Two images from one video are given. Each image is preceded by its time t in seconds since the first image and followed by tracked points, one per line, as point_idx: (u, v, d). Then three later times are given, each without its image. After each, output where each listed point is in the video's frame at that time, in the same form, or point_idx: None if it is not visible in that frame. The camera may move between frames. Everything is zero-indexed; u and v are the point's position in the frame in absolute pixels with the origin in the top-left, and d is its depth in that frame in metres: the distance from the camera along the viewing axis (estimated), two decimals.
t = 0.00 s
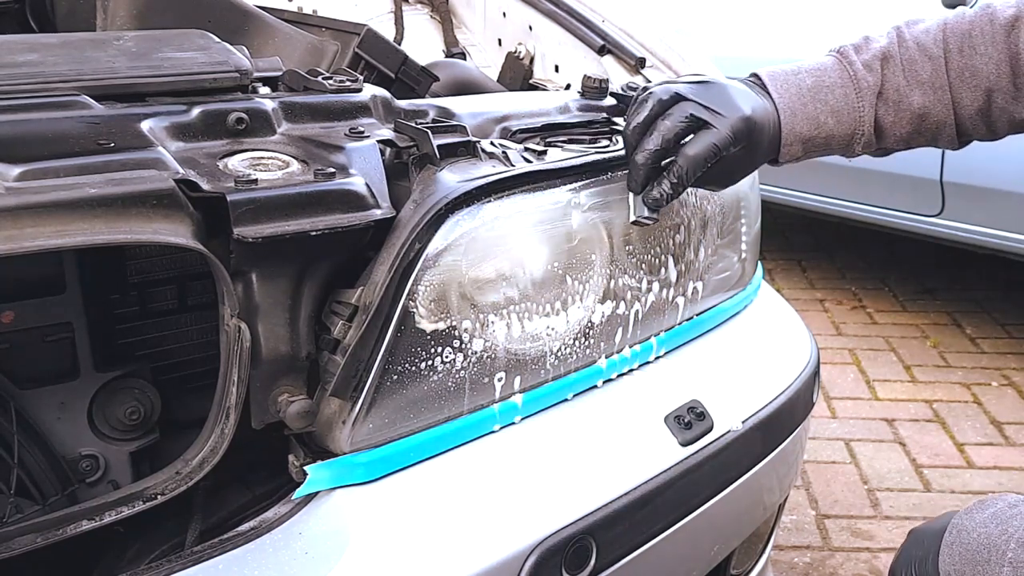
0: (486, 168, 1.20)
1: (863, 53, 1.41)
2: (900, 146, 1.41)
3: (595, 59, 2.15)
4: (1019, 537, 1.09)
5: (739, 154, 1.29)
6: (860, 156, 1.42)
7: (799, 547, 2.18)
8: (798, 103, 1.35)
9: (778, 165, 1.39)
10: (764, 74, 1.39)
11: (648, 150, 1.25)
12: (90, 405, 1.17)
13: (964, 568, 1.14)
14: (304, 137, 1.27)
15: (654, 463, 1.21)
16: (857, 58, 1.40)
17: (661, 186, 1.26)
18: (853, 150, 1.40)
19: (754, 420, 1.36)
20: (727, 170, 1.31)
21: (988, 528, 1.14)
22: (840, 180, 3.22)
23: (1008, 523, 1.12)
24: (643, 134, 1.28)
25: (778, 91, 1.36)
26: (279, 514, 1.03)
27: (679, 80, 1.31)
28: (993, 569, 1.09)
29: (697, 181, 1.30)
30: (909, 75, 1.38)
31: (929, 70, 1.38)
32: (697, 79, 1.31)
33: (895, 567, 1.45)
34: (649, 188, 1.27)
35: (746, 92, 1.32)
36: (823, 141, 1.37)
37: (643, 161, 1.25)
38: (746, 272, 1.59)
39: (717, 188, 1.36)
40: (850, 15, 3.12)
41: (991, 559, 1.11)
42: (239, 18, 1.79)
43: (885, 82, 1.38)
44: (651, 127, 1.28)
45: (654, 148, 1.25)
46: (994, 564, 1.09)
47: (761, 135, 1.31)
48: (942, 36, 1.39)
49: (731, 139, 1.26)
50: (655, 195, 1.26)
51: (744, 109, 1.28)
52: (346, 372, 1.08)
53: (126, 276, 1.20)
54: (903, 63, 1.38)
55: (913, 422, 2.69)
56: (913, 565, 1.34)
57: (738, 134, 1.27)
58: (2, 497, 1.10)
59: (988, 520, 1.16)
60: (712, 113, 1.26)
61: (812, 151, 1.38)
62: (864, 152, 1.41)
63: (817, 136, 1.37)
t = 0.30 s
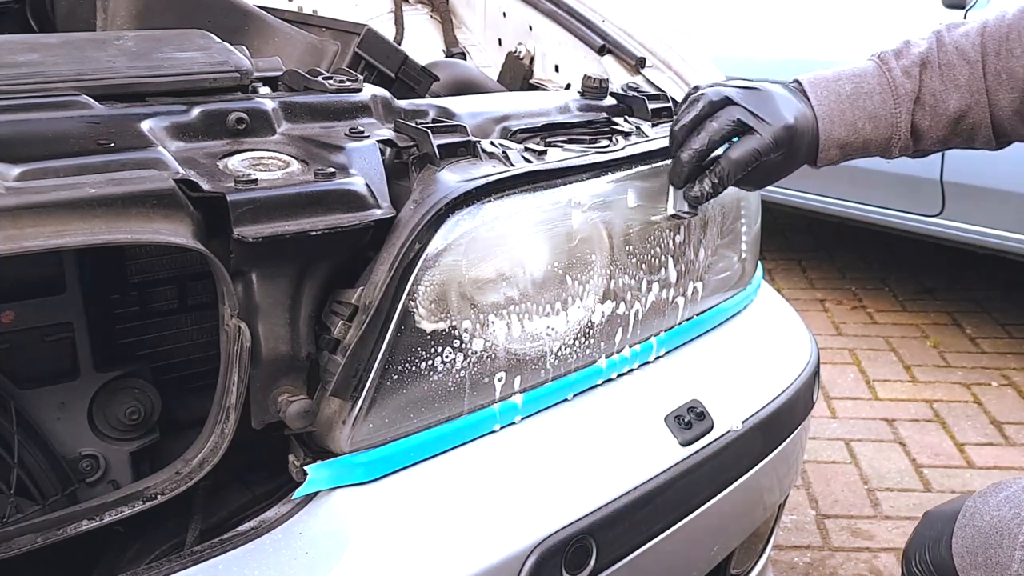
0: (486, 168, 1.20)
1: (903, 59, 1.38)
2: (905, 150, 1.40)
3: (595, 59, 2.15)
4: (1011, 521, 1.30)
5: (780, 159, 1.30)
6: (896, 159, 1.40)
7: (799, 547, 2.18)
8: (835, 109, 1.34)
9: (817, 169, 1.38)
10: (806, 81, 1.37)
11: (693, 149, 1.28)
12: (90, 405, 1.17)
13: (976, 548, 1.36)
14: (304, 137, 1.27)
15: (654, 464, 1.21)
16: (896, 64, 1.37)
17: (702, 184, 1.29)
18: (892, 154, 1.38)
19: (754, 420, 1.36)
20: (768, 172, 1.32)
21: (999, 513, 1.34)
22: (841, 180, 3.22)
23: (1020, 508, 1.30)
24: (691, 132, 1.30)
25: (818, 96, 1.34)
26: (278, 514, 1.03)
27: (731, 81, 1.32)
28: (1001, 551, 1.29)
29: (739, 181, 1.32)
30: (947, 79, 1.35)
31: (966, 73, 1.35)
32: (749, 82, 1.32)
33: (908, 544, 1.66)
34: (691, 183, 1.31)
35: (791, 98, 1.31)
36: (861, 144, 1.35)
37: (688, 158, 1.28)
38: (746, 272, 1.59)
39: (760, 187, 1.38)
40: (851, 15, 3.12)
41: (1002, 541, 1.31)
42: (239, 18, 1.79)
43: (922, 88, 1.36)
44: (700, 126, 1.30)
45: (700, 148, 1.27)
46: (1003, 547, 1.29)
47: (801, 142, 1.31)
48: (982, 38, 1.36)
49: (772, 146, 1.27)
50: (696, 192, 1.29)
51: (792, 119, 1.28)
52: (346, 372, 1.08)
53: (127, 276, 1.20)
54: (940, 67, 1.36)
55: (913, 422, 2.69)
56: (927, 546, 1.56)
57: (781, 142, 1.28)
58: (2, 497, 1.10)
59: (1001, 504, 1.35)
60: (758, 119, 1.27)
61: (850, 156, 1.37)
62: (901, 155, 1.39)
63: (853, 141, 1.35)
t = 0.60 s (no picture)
0: (486, 168, 1.20)
1: (919, 52, 1.43)
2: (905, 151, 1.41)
3: (595, 58, 2.15)
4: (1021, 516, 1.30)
5: (796, 159, 1.38)
6: (914, 150, 1.46)
7: (799, 547, 2.18)
8: (851, 104, 1.41)
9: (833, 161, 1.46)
10: (821, 76, 1.44)
11: (712, 150, 1.34)
12: (90, 405, 1.17)
13: (983, 545, 1.37)
14: (304, 137, 1.27)
15: (654, 463, 1.21)
16: (911, 57, 1.43)
17: (722, 185, 1.36)
18: (909, 144, 1.44)
19: (754, 420, 1.36)
20: (785, 169, 1.40)
21: (1005, 509, 1.35)
22: (841, 180, 3.22)
23: None
24: (709, 134, 1.36)
25: (834, 90, 1.42)
26: (278, 514, 1.03)
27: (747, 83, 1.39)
28: (1010, 547, 1.30)
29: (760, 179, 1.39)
30: (963, 71, 1.40)
31: (983, 66, 1.40)
32: (764, 84, 1.39)
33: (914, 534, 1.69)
34: (711, 183, 1.38)
35: (803, 95, 1.38)
36: (878, 137, 1.42)
37: (707, 160, 1.35)
38: (746, 272, 1.59)
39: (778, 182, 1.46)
40: (851, 15, 3.12)
41: (1008, 537, 1.32)
42: (239, 18, 1.79)
43: (939, 81, 1.41)
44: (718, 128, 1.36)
45: (719, 149, 1.34)
46: (1012, 542, 1.29)
47: (819, 139, 1.38)
48: (998, 30, 1.40)
49: (789, 147, 1.34)
50: (716, 193, 1.37)
51: (808, 118, 1.35)
52: (346, 372, 1.07)
53: (127, 276, 1.20)
54: (957, 60, 1.41)
55: (912, 422, 2.69)
56: (929, 544, 1.57)
57: (798, 142, 1.35)
58: (2, 497, 1.10)
59: (1008, 500, 1.36)
60: (775, 121, 1.34)
61: (867, 148, 1.43)
62: (921, 147, 1.45)
63: (871, 135, 1.41)
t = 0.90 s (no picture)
0: (486, 168, 1.20)
1: (869, 69, 1.39)
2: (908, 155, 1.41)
3: (595, 58, 2.15)
4: (1015, 525, 1.31)
5: (743, 179, 1.31)
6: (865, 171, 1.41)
7: (799, 547, 2.18)
8: (803, 121, 1.35)
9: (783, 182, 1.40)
10: (768, 90, 1.39)
11: (652, 170, 1.26)
12: (90, 405, 1.17)
13: (978, 555, 1.36)
14: (304, 137, 1.27)
15: (654, 464, 1.21)
16: (862, 74, 1.38)
17: (663, 207, 1.27)
18: (860, 166, 1.39)
19: (754, 420, 1.36)
20: (730, 192, 1.33)
21: (1001, 519, 1.35)
22: (841, 180, 3.22)
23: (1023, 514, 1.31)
24: (648, 151, 1.28)
25: (785, 106, 1.36)
26: (279, 514, 1.03)
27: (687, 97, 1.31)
28: (1004, 556, 1.30)
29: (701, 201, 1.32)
30: (916, 89, 1.36)
31: (934, 85, 1.37)
32: (706, 99, 1.32)
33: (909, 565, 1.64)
34: (650, 205, 1.29)
35: (749, 111, 1.32)
36: (830, 157, 1.36)
37: (646, 180, 1.26)
38: (746, 272, 1.59)
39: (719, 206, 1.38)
40: (851, 15, 3.12)
41: (1004, 548, 1.32)
42: (239, 18, 1.78)
43: (891, 98, 1.37)
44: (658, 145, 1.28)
45: (659, 168, 1.25)
46: (1007, 551, 1.29)
47: (765, 159, 1.32)
48: (948, 48, 1.38)
49: (735, 167, 1.28)
50: (656, 215, 1.28)
51: (752, 137, 1.29)
52: (346, 372, 1.07)
53: (127, 275, 1.20)
54: (908, 78, 1.37)
55: (912, 422, 2.69)
56: (929, 560, 1.54)
57: (743, 161, 1.29)
58: (2, 497, 1.10)
59: (1003, 511, 1.36)
60: (718, 139, 1.27)
61: (818, 168, 1.38)
62: (871, 168, 1.40)
63: (823, 154, 1.36)
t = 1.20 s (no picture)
0: (486, 168, 1.20)
1: (849, 83, 1.36)
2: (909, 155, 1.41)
3: (595, 58, 2.15)
4: (1015, 529, 1.31)
5: (725, 199, 1.27)
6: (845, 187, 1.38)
7: (799, 547, 2.18)
8: (784, 138, 1.33)
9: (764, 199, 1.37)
10: (750, 106, 1.37)
11: (631, 188, 1.22)
12: (90, 405, 1.17)
13: (979, 560, 1.36)
14: (304, 137, 1.27)
15: (654, 464, 1.21)
16: (843, 89, 1.35)
17: (641, 225, 1.24)
18: (839, 182, 1.37)
19: (754, 420, 1.36)
20: (712, 212, 1.29)
21: (1001, 523, 1.35)
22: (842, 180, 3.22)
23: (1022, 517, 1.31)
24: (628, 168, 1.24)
25: (766, 125, 1.34)
26: (279, 513, 1.03)
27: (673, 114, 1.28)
28: (1005, 560, 1.29)
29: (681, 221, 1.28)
30: (896, 105, 1.33)
31: (916, 99, 1.33)
32: (693, 115, 1.29)
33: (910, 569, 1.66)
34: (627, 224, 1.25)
35: (732, 127, 1.29)
36: (809, 174, 1.34)
37: (626, 198, 1.23)
38: (746, 272, 1.59)
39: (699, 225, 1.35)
40: (851, 15, 3.12)
41: (1003, 551, 1.32)
42: (238, 18, 1.78)
43: (871, 115, 1.33)
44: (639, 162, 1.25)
45: (639, 186, 1.22)
46: (1007, 554, 1.29)
47: (748, 178, 1.29)
48: (930, 62, 1.33)
49: (716, 187, 1.24)
50: (634, 233, 1.24)
51: (736, 156, 1.25)
52: (346, 371, 1.07)
53: (126, 275, 1.20)
54: (888, 93, 1.33)
55: (912, 422, 2.69)
56: (929, 567, 1.56)
57: (725, 181, 1.25)
58: (2, 496, 1.10)
59: (1003, 515, 1.36)
60: (702, 158, 1.23)
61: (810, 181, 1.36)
62: (850, 184, 1.38)
63: (802, 171, 1.34)
